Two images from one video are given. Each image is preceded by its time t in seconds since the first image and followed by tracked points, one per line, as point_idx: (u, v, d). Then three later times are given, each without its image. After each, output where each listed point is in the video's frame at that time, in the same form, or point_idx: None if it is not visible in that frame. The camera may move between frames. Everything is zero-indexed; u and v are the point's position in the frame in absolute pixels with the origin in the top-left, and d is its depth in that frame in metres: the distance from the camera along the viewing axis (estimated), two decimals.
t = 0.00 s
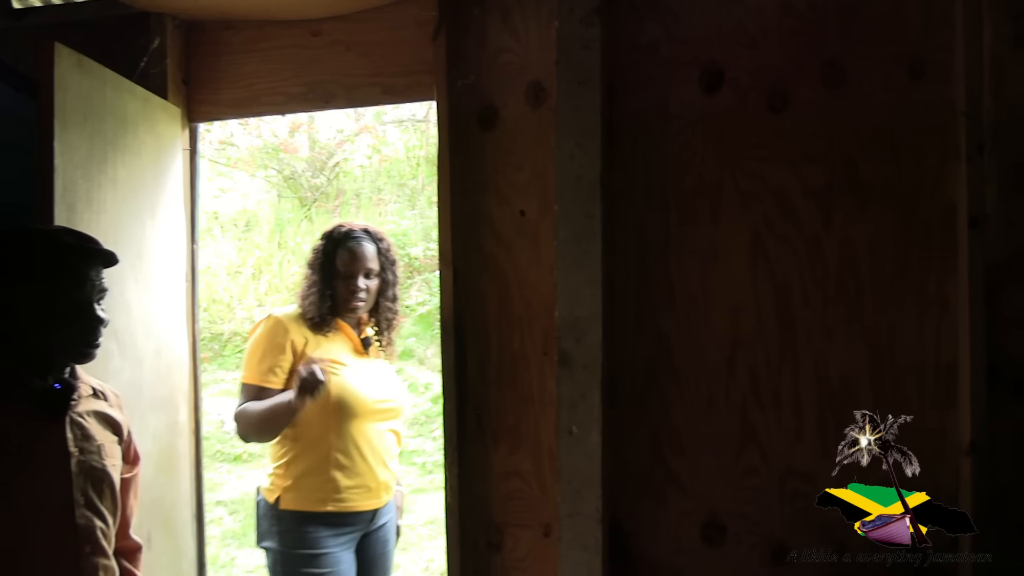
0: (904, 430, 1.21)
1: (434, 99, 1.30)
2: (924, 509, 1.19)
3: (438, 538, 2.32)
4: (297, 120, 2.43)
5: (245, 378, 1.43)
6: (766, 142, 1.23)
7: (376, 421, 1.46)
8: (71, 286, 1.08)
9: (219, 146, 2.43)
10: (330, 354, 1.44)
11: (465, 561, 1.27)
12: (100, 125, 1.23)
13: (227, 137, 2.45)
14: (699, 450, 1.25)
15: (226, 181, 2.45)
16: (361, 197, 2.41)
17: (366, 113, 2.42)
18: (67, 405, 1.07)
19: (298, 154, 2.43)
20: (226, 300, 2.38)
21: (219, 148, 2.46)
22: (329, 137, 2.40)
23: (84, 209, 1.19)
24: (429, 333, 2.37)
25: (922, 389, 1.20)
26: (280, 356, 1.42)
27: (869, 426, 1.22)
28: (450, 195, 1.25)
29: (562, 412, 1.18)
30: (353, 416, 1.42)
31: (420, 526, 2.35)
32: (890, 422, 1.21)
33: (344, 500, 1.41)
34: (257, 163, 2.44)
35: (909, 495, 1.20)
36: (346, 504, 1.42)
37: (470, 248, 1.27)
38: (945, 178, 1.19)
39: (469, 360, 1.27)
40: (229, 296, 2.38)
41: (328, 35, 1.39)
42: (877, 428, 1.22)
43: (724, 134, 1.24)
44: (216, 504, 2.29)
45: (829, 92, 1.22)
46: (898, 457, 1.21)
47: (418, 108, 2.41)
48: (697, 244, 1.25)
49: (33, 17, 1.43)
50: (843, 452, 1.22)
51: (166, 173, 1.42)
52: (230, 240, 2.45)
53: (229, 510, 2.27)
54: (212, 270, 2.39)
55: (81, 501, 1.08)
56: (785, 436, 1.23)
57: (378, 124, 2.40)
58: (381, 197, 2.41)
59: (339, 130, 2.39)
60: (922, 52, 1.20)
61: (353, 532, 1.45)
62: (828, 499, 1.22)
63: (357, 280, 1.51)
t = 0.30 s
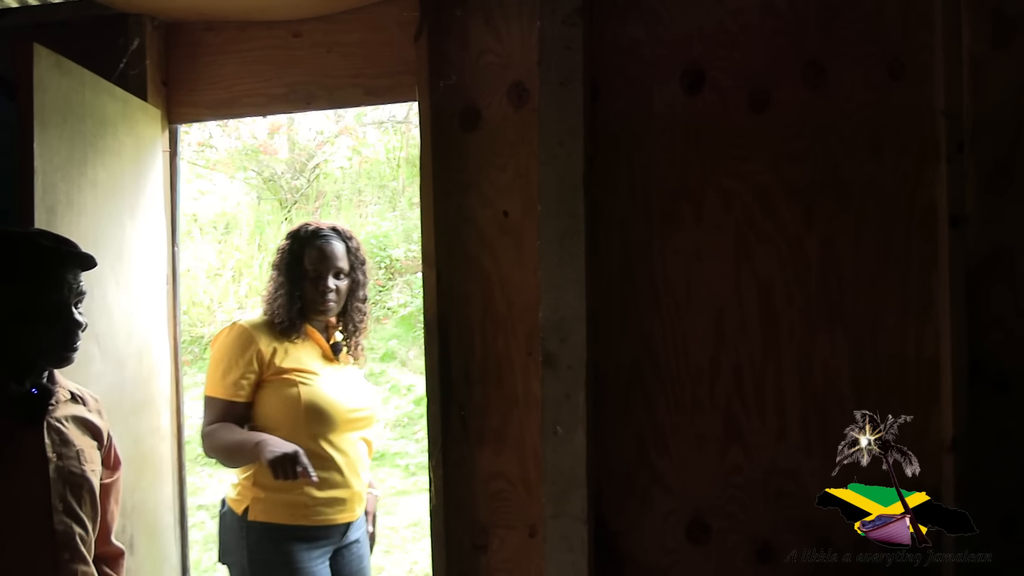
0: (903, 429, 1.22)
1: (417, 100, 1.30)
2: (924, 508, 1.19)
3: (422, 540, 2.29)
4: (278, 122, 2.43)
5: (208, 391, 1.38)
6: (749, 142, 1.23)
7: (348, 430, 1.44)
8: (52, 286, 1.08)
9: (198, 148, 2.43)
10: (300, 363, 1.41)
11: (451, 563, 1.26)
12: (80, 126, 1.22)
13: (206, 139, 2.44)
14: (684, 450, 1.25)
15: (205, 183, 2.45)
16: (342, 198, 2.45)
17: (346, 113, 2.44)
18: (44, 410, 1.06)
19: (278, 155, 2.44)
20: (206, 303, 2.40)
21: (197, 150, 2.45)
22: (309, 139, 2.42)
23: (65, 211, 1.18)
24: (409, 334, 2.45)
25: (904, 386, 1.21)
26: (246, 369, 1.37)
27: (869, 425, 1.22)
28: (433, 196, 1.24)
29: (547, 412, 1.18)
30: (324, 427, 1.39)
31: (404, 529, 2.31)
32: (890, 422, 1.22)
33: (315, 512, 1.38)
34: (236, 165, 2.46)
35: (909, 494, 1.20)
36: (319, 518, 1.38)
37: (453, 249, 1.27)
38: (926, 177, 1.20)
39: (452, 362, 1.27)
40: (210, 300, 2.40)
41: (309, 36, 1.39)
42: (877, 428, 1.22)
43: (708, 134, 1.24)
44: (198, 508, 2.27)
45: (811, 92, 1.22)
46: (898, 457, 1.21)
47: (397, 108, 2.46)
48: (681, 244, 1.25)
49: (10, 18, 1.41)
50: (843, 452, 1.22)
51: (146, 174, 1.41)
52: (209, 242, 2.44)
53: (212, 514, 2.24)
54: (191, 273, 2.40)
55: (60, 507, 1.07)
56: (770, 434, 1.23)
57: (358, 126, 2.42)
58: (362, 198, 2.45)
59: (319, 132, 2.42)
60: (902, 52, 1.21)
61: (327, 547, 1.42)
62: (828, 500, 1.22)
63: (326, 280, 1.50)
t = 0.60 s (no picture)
0: (903, 430, 1.21)
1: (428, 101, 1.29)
2: (924, 508, 1.19)
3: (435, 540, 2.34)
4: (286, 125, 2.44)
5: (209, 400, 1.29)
6: (762, 140, 1.23)
7: (356, 434, 1.35)
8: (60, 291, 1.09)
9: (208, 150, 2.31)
10: (303, 368, 1.32)
11: (466, 563, 1.26)
12: (93, 128, 1.22)
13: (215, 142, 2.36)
14: (699, 449, 1.24)
15: (215, 185, 2.32)
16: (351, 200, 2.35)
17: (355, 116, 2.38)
18: (56, 411, 1.07)
19: (287, 158, 2.34)
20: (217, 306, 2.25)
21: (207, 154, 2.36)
22: (318, 141, 2.33)
23: (77, 213, 1.18)
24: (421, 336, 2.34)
25: (921, 385, 1.20)
26: (246, 376, 1.28)
27: (869, 425, 1.22)
28: (445, 197, 1.24)
29: (561, 412, 1.18)
30: (331, 431, 1.30)
31: (417, 530, 2.36)
32: (890, 422, 1.21)
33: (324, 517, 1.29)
34: (246, 167, 2.34)
35: (909, 494, 1.20)
36: (328, 527, 1.29)
37: (466, 249, 1.26)
38: (941, 175, 1.19)
39: (466, 363, 1.26)
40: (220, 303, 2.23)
41: (321, 37, 1.39)
42: (877, 428, 1.22)
43: (720, 132, 1.23)
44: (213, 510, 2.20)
45: (824, 89, 1.22)
46: (898, 457, 1.21)
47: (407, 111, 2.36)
48: (695, 243, 1.24)
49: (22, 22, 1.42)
50: (844, 452, 1.22)
51: (158, 176, 1.41)
52: (220, 243, 2.27)
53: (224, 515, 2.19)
54: (203, 276, 2.25)
55: (73, 508, 1.07)
56: (785, 434, 1.23)
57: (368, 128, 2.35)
58: (372, 200, 2.35)
59: (329, 133, 2.35)
60: (916, 50, 1.20)
61: (339, 558, 1.32)
62: (828, 500, 1.22)
63: (324, 285, 1.40)
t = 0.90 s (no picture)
0: (903, 430, 1.20)
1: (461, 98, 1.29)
2: (924, 509, 1.18)
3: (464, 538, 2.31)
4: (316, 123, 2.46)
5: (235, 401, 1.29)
6: (797, 137, 1.21)
7: (385, 432, 1.33)
8: (99, 282, 1.10)
9: (240, 148, 2.43)
10: (329, 367, 1.30)
11: (496, 561, 1.26)
12: (131, 125, 1.23)
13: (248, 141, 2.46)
14: (733, 449, 1.23)
15: (247, 183, 2.42)
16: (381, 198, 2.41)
17: (386, 114, 2.43)
18: (92, 407, 1.07)
19: (319, 155, 2.42)
20: (249, 302, 2.36)
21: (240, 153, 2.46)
22: (350, 140, 2.42)
23: (115, 210, 1.19)
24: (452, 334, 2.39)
25: (961, 385, 1.18)
26: (271, 377, 1.27)
27: (869, 425, 1.20)
28: (478, 194, 1.24)
29: (594, 410, 1.18)
30: (359, 430, 1.28)
31: (445, 527, 2.34)
32: (890, 422, 1.20)
33: (355, 517, 1.28)
34: (278, 166, 2.43)
35: (909, 494, 1.19)
36: (360, 527, 1.28)
37: (499, 246, 1.26)
38: (983, 172, 1.17)
39: (498, 360, 1.26)
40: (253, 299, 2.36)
41: (353, 35, 1.39)
42: (877, 428, 1.20)
43: (755, 129, 1.22)
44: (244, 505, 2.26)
45: (862, 85, 1.20)
46: (898, 457, 1.19)
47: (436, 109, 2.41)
48: (729, 241, 1.23)
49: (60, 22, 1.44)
50: (843, 452, 1.21)
51: (193, 173, 1.43)
52: (252, 241, 2.38)
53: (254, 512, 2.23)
54: (236, 273, 2.37)
55: (108, 501, 1.08)
56: (820, 434, 1.21)
57: (398, 126, 2.41)
58: (402, 198, 2.41)
59: (359, 132, 2.42)
60: (958, 44, 1.18)
61: (369, 558, 1.32)
62: (828, 499, 1.21)
63: (348, 283, 1.37)
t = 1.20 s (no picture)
0: (904, 430, 1.19)
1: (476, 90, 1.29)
2: (924, 509, 1.18)
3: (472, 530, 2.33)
4: (328, 116, 2.53)
5: (247, 393, 1.28)
6: (814, 133, 1.20)
7: (395, 425, 1.33)
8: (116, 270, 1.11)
9: (253, 140, 2.51)
10: (342, 361, 1.29)
11: (506, 555, 1.26)
12: (148, 115, 1.23)
13: (260, 133, 2.53)
14: (745, 446, 1.23)
15: (260, 175, 2.52)
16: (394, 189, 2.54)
17: (398, 106, 2.52)
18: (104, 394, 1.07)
19: (332, 148, 2.53)
20: (260, 293, 2.44)
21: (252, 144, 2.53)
22: (362, 132, 2.52)
23: (131, 198, 1.19)
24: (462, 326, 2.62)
25: (977, 384, 1.17)
26: (283, 371, 1.26)
27: (869, 425, 1.20)
28: (492, 187, 1.24)
29: (606, 405, 1.17)
30: (370, 424, 1.28)
31: (454, 519, 2.39)
32: (890, 422, 1.20)
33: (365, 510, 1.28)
34: (291, 158, 2.52)
35: (909, 494, 1.18)
36: (370, 519, 1.28)
37: (512, 239, 1.26)
38: (1003, 169, 1.16)
39: (510, 354, 1.26)
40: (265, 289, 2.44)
41: (369, 26, 1.39)
42: (877, 428, 1.20)
43: (772, 125, 1.21)
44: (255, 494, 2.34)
45: (881, 81, 1.19)
46: (898, 457, 1.19)
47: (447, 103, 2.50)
48: (744, 237, 1.22)
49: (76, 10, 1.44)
50: (843, 452, 1.20)
51: (209, 163, 1.43)
52: (264, 232, 2.48)
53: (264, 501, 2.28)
54: (248, 264, 2.46)
55: (119, 490, 1.08)
56: (834, 432, 1.21)
57: (410, 119, 2.51)
58: (415, 190, 2.55)
59: (372, 125, 2.52)
60: (979, 41, 1.17)
61: (380, 549, 1.31)
62: (828, 499, 1.20)
63: (361, 276, 1.37)
